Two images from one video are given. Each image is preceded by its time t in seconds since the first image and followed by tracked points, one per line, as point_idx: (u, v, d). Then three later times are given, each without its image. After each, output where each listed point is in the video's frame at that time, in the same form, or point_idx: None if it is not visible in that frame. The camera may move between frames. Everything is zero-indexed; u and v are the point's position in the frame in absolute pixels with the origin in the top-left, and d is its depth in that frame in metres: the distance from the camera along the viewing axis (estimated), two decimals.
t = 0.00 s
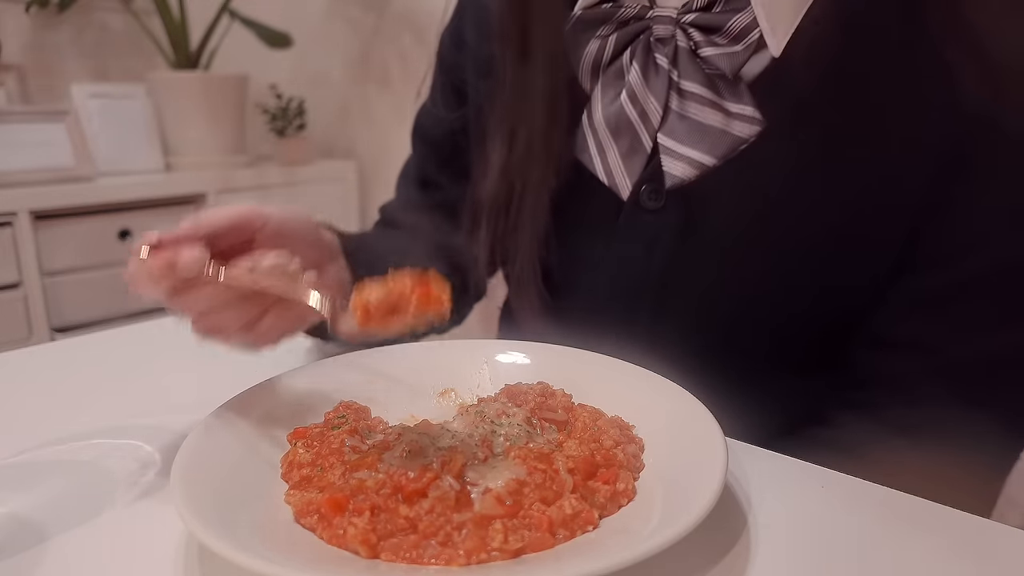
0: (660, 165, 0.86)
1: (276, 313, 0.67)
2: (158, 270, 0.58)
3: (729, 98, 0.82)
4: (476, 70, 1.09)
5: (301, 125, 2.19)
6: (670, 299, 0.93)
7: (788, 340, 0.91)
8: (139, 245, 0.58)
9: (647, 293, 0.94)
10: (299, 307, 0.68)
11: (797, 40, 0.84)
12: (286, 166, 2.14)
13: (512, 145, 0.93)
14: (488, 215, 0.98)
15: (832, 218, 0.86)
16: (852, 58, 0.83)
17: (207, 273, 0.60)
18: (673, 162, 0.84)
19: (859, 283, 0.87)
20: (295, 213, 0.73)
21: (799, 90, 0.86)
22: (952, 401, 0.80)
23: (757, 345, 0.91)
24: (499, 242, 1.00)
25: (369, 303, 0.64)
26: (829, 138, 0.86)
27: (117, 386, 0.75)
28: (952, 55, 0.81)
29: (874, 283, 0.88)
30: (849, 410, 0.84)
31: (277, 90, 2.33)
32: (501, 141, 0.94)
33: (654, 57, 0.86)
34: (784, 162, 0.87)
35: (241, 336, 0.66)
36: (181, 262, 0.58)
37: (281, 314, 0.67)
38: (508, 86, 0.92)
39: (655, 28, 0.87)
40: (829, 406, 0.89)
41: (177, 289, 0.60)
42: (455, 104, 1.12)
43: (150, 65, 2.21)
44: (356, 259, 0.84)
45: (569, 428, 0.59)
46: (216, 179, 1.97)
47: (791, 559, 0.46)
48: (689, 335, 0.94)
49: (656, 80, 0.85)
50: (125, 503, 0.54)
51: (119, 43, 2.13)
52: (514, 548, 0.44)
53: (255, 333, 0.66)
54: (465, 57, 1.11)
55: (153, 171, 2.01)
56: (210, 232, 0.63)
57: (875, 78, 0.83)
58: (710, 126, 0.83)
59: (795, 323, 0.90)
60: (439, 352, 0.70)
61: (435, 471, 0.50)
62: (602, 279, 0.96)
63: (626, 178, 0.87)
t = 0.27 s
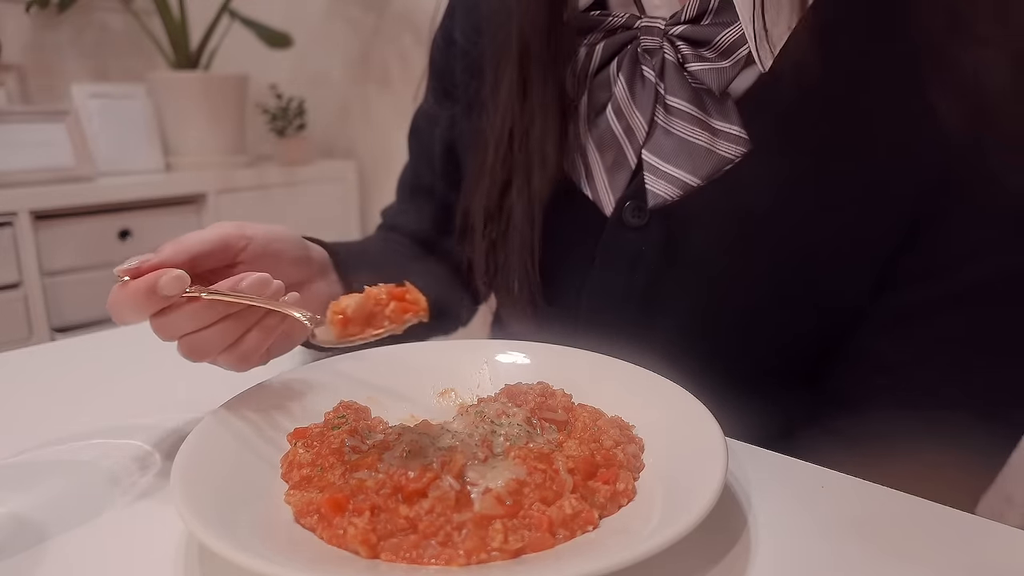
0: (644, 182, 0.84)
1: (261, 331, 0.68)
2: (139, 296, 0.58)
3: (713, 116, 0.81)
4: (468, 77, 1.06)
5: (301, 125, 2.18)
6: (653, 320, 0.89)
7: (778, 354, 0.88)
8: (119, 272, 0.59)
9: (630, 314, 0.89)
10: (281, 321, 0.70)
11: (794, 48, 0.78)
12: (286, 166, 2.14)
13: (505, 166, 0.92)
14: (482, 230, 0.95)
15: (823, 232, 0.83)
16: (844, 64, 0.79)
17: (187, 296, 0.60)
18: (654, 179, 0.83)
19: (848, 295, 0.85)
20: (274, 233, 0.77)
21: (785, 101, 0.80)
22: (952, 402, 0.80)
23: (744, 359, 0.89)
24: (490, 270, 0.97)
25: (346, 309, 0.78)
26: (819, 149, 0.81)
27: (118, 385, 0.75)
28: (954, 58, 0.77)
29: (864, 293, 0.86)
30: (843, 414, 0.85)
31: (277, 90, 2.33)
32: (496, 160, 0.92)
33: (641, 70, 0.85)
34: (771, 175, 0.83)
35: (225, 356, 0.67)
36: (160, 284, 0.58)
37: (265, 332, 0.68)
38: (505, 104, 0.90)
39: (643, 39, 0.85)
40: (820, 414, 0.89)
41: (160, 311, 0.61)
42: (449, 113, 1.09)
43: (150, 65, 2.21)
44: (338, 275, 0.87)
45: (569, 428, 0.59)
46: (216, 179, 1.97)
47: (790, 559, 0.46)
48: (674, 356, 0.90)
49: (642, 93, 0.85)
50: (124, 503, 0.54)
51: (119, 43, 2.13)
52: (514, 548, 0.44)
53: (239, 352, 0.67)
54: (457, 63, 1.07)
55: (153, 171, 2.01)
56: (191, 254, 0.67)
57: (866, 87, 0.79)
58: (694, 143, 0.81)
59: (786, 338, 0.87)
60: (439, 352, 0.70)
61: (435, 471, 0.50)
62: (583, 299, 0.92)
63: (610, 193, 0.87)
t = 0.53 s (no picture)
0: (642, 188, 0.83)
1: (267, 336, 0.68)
2: (143, 303, 0.59)
3: (714, 121, 0.80)
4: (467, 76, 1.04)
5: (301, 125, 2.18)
6: (652, 323, 0.89)
7: (776, 358, 0.88)
8: (122, 281, 0.60)
9: (630, 316, 0.89)
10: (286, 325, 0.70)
11: (799, 50, 0.79)
12: (286, 166, 2.14)
13: (505, 171, 0.91)
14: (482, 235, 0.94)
15: (824, 235, 0.83)
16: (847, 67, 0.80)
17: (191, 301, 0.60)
18: (653, 184, 0.81)
19: (849, 299, 0.85)
20: (275, 238, 0.77)
21: (789, 104, 0.81)
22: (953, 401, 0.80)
23: (744, 362, 0.89)
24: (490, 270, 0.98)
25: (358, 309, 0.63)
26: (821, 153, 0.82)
27: (117, 385, 0.75)
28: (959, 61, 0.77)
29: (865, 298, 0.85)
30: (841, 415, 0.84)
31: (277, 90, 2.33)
32: (498, 165, 0.91)
33: (640, 72, 0.85)
34: (772, 178, 0.83)
35: (231, 361, 0.67)
36: (164, 290, 0.58)
37: (271, 336, 0.68)
38: (512, 108, 0.89)
39: (642, 41, 0.86)
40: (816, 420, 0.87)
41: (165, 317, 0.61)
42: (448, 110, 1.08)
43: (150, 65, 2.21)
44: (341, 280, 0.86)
45: (569, 428, 0.59)
46: (216, 179, 1.97)
47: (790, 558, 0.46)
48: (673, 358, 0.90)
49: (641, 97, 0.84)
50: (124, 503, 0.54)
51: (119, 43, 2.13)
52: (514, 548, 0.44)
53: (245, 358, 0.67)
54: (456, 62, 1.06)
55: (153, 170, 2.01)
56: (193, 261, 0.67)
57: (869, 91, 0.79)
58: (694, 148, 0.80)
59: (785, 341, 0.87)
60: (439, 352, 0.70)
61: (436, 471, 0.50)
62: (581, 302, 0.92)
63: (609, 200, 0.84)
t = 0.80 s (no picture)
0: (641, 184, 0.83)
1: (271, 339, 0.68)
2: (148, 308, 0.59)
3: (712, 117, 0.80)
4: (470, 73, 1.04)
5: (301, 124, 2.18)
6: (649, 319, 0.89)
7: (772, 354, 0.88)
8: (127, 285, 0.60)
9: (628, 311, 0.88)
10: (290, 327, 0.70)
11: (790, 59, 0.77)
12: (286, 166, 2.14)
13: (505, 161, 0.89)
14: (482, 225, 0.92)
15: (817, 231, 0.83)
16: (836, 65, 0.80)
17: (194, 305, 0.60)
18: (651, 180, 0.80)
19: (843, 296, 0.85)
20: (277, 240, 0.77)
21: (781, 104, 0.81)
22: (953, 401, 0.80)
23: (739, 359, 0.88)
24: (491, 253, 0.95)
25: (363, 310, 0.63)
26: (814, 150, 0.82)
27: (118, 385, 0.75)
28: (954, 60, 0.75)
29: (858, 295, 0.85)
30: (841, 416, 0.84)
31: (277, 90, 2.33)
32: (499, 155, 0.90)
33: (640, 70, 0.84)
34: (767, 174, 0.83)
35: (237, 364, 0.67)
36: (168, 294, 0.58)
37: (276, 339, 0.69)
38: (512, 96, 0.87)
39: (642, 40, 0.85)
40: (816, 418, 0.88)
41: (170, 321, 0.61)
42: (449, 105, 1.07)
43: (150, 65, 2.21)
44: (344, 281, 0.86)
45: (569, 428, 0.59)
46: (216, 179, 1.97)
47: (791, 559, 0.46)
48: (670, 354, 0.90)
49: (640, 95, 0.83)
50: (124, 503, 0.54)
51: (119, 43, 2.13)
52: (514, 548, 0.44)
53: (251, 360, 0.67)
54: (458, 58, 1.05)
55: (153, 170, 2.01)
56: (196, 264, 0.68)
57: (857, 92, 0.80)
58: (691, 144, 0.80)
59: (778, 334, 0.87)
60: (439, 352, 0.70)
61: (436, 471, 0.50)
62: (580, 299, 0.90)
63: (608, 194, 0.84)
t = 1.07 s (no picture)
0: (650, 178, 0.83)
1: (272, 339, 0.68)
2: (148, 308, 0.59)
3: (720, 116, 0.80)
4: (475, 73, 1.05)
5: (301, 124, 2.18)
6: (654, 318, 0.89)
7: (776, 351, 0.88)
8: (127, 285, 0.60)
9: (629, 313, 0.89)
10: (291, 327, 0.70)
11: (796, 57, 0.77)
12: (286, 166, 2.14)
13: (513, 160, 0.90)
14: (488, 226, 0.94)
15: (823, 230, 0.82)
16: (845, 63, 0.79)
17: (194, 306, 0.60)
18: (661, 177, 0.81)
19: (847, 294, 0.85)
20: (277, 241, 0.77)
21: (789, 103, 0.81)
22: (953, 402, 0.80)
23: (742, 357, 0.88)
24: (497, 251, 0.96)
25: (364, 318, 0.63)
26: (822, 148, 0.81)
27: (118, 386, 0.75)
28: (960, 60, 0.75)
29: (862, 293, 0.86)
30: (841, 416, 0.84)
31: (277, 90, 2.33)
32: (506, 154, 0.90)
33: (648, 70, 0.85)
34: (774, 172, 0.82)
35: (238, 364, 0.67)
36: (169, 295, 0.58)
37: (277, 339, 0.69)
38: (520, 99, 0.88)
39: (651, 39, 0.85)
40: (815, 415, 0.87)
41: (170, 322, 0.61)
42: (454, 104, 1.07)
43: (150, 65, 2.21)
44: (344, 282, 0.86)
45: (569, 429, 0.59)
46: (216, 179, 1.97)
47: (791, 558, 0.46)
48: (674, 353, 0.89)
49: (649, 93, 0.84)
50: (124, 503, 0.54)
51: (119, 43, 2.13)
52: (514, 548, 0.44)
53: (251, 360, 0.67)
54: (465, 55, 1.05)
55: (153, 170, 2.01)
56: (196, 264, 0.68)
57: (867, 91, 0.79)
58: (699, 142, 0.80)
59: (787, 332, 0.87)
60: (439, 352, 0.70)
61: (436, 471, 0.50)
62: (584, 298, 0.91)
63: (615, 191, 0.85)
